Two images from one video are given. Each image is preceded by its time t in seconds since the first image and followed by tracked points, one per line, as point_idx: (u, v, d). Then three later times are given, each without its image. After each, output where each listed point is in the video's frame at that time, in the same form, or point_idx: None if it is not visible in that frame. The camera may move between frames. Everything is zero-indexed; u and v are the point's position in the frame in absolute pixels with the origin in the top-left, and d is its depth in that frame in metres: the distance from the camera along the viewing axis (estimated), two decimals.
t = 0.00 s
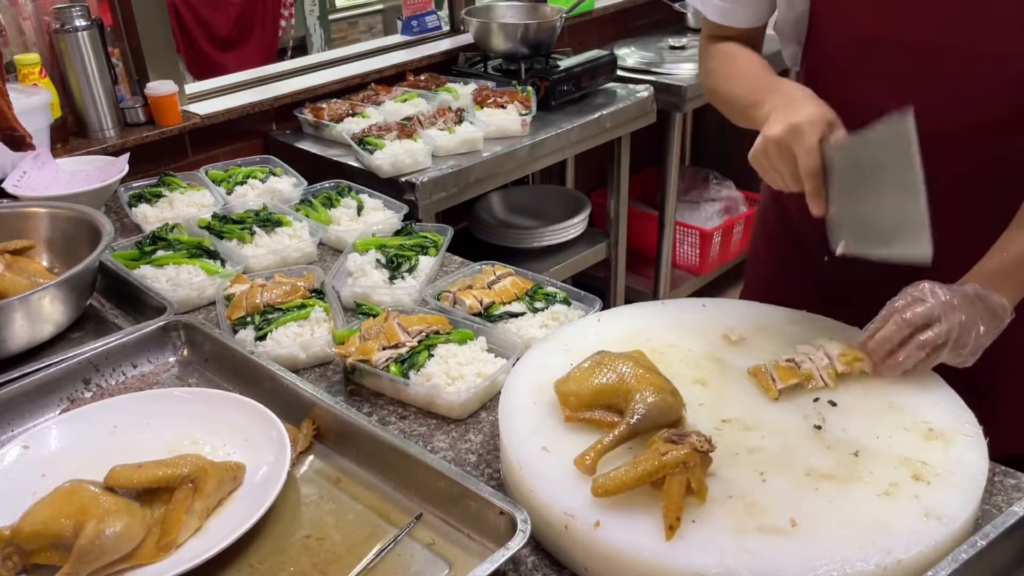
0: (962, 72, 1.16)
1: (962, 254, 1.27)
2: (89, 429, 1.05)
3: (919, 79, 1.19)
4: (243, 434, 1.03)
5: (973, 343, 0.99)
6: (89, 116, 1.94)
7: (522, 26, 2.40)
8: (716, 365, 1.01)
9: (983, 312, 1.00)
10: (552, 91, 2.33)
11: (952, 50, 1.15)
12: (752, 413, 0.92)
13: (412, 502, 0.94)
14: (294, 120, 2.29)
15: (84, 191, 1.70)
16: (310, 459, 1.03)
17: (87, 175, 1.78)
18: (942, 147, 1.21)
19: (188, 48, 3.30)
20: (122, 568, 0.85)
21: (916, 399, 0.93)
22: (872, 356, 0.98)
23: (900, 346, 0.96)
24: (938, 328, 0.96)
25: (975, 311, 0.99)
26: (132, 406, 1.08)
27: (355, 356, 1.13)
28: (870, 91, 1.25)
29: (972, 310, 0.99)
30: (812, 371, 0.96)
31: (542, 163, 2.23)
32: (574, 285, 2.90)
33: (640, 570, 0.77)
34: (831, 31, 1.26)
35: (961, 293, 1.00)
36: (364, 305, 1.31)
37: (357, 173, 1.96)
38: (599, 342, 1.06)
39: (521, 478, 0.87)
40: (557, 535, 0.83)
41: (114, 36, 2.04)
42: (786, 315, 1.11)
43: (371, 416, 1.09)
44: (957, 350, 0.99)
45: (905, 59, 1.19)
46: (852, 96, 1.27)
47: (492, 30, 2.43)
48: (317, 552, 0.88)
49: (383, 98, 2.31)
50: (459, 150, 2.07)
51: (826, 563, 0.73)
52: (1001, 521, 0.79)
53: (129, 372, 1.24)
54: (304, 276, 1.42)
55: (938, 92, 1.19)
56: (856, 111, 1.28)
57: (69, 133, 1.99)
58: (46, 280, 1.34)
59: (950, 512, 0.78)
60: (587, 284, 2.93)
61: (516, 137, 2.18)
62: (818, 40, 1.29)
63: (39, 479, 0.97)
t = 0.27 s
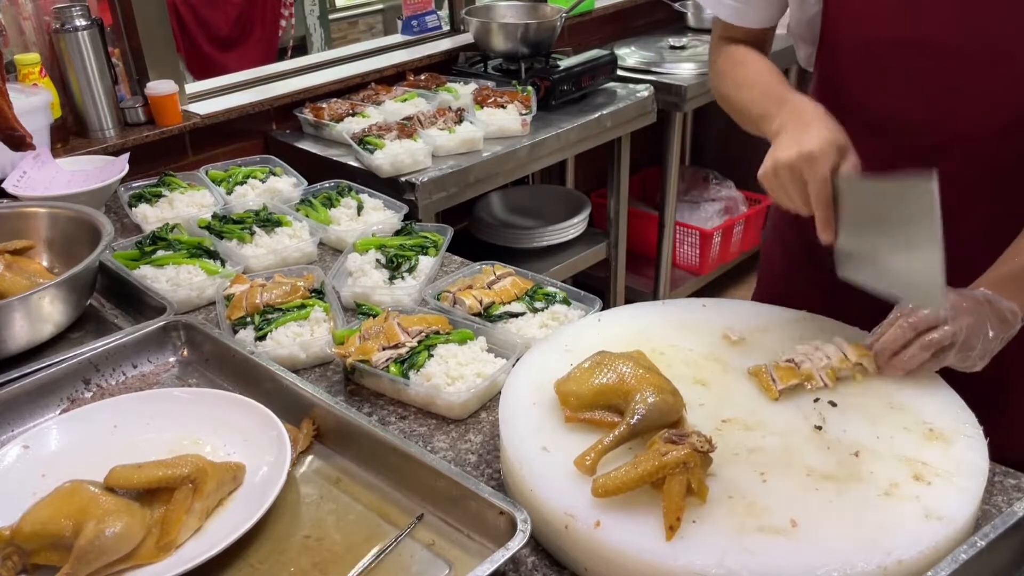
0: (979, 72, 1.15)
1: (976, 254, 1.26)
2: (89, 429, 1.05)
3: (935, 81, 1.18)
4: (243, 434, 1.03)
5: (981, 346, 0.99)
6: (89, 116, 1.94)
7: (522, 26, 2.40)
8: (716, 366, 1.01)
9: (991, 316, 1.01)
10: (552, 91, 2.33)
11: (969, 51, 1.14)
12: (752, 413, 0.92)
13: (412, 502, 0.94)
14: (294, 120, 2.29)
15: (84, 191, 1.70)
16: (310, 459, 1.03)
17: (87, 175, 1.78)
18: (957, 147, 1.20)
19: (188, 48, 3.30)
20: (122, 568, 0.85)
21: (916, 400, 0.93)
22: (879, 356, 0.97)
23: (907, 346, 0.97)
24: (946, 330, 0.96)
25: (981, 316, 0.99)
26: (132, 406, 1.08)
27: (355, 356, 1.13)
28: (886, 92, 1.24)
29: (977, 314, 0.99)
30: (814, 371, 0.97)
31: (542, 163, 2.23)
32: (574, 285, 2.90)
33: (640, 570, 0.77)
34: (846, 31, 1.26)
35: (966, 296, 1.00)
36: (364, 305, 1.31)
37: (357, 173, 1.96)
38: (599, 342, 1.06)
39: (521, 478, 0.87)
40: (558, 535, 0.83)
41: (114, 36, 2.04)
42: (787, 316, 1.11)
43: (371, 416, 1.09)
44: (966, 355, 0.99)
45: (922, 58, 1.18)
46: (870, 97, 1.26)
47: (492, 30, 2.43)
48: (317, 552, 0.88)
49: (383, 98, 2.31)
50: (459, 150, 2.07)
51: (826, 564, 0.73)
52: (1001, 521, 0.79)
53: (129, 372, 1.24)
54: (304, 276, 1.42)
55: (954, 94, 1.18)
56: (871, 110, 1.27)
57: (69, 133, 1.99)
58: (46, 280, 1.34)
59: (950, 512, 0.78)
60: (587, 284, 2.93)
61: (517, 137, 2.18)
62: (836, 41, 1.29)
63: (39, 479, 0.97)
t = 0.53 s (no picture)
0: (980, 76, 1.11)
1: (978, 260, 1.23)
2: (89, 429, 1.05)
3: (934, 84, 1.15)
4: (243, 434, 1.03)
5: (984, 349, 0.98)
6: (89, 116, 1.94)
7: (523, 26, 2.40)
8: (717, 366, 1.01)
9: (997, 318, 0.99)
10: (552, 91, 2.33)
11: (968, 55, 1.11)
12: (753, 413, 0.92)
13: (412, 502, 0.94)
14: (294, 120, 2.29)
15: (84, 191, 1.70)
16: (310, 459, 1.03)
17: (87, 174, 1.78)
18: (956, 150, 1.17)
19: (189, 48, 3.30)
20: (122, 568, 0.85)
21: (916, 400, 0.93)
22: (883, 355, 0.96)
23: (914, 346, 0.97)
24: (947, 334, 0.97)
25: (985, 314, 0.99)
26: (132, 406, 1.08)
27: (355, 356, 1.13)
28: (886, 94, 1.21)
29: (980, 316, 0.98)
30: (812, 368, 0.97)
31: (542, 163, 2.23)
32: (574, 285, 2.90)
33: (640, 570, 0.77)
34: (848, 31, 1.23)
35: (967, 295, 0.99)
36: (364, 305, 1.31)
37: (357, 173, 1.96)
38: (599, 342, 1.06)
39: (522, 478, 0.87)
40: (558, 535, 0.83)
41: (114, 36, 2.04)
42: (787, 315, 1.11)
43: (371, 416, 1.09)
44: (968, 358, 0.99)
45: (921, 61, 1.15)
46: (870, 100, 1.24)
47: (492, 30, 2.43)
48: (317, 552, 0.88)
49: (383, 98, 2.31)
50: (459, 150, 2.07)
51: (826, 564, 0.73)
52: (1001, 521, 0.79)
53: (129, 372, 1.24)
54: (304, 276, 1.42)
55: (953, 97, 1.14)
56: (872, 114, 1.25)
57: (69, 133, 1.99)
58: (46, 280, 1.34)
59: (950, 511, 0.78)
60: (587, 284, 2.93)
61: (516, 137, 2.18)
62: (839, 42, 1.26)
63: (39, 479, 0.97)
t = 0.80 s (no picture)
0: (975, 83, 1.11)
1: (964, 270, 1.22)
2: (89, 429, 1.05)
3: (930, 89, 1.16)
4: (243, 434, 1.03)
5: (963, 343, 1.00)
6: (89, 116, 1.94)
7: (523, 26, 2.40)
8: (716, 366, 1.01)
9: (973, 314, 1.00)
10: (552, 91, 2.33)
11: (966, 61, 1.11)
12: (753, 414, 0.92)
13: (413, 502, 0.94)
14: (294, 120, 2.29)
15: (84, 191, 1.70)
16: (310, 459, 1.03)
17: (86, 174, 1.78)
18: (947, 156, 1.18)
19: (189, 48, 3.30)
20: (122, 568, 0.85)
21: (916, 400, 0.93)
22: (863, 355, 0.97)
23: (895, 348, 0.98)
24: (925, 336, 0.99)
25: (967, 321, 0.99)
26: (133, 406, 1.08)
27: (355, 356, 1.13)
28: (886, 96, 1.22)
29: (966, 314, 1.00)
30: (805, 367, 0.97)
31: (542, 164, 2.23)
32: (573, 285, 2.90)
33: (640, 570, 0.77)
34: (857, 30, 1.25)
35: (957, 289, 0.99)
36: (364, 305, 1.31)
37: (357, 173, 1.96)
38: (599, 342, 1.06)
39: (522, 479, 0.87)
40: (558, 535, 0.83)
41: (114, 36, 2.04)
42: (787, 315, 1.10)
43: (371, 416, 1.09)
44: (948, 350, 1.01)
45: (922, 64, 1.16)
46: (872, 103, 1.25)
47: (492, 31, 2.43)
48: (317, 551, 0.89)
49: (383, 99, 2.31)
50: (459, 150, 2.07)
51: (827, 563, 0.73)
52: (1000, 521, 0.79)
53: (129, 372, 1.24)
54: (304, 276, 1.42)
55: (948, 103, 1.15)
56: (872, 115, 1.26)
57: (69, 133, 1.99)
58: (46, 280, 1.34)
59: (950, 511, 0.78)
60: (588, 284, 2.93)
61: (516, 137, 2.18)
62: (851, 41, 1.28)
63: (39, 479, 0.97)
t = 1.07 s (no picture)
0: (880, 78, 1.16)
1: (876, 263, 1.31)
2: (89, 429, 1.05)
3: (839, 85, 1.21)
4: (243, 434, 1.03)
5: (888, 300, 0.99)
6: (89, 116, 1.94)
7: (523, 26, 2.40)
8: (716, 366, 1.01)
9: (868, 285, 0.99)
10: (552, 91, 2.33)
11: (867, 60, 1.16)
12: (753, 414, 0.92)
13: (413, 502, 0.94)
14: (294, 120, 2.29)
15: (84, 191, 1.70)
16: (310, 459, 1.03)
17: (87, 175, 1.78)
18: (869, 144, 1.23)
19: (189, 48, 3.30)
20: (122, 568, 0.85)
21: (917, 400, 0.93)
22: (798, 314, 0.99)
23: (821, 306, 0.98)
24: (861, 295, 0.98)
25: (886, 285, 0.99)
26: (133, 406, 1.08)
27: (355, 356, 1.13)
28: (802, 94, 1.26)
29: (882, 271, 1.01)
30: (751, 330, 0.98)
31: (542, 164, 2.23)
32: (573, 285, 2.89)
33: (640, 570, 0.77)
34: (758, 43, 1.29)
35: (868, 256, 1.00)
36: (364, 305, 1.31)
37: (357, 173, 1.96)
38: (599, 342, 1.06)
39: (522, 478, 0.87)
40: (558, 535, 0.83)
41: (114, 36, 2.04)
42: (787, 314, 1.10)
43: (371, 416, 1.09)
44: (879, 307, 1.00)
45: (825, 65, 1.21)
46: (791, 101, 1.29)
47: (492, 31, 2.43)
48: (317, 552, 0.88)
49: (383, 98, 2.31)
50: (459, 150, 2.07)
51: (826, 563, 0.73)
52: (1000, 521, 0.79)
53: (129, 372, 1.24)
54: (304, 276, 1.42)
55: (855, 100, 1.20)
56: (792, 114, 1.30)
57: (69, 133, 1.99)
58: (46, 280, 1.34)
59: (950, 511, 0.78)
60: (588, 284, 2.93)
61: (516, 137, 2.18)
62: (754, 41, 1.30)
63: (39, 479, 0.97)
